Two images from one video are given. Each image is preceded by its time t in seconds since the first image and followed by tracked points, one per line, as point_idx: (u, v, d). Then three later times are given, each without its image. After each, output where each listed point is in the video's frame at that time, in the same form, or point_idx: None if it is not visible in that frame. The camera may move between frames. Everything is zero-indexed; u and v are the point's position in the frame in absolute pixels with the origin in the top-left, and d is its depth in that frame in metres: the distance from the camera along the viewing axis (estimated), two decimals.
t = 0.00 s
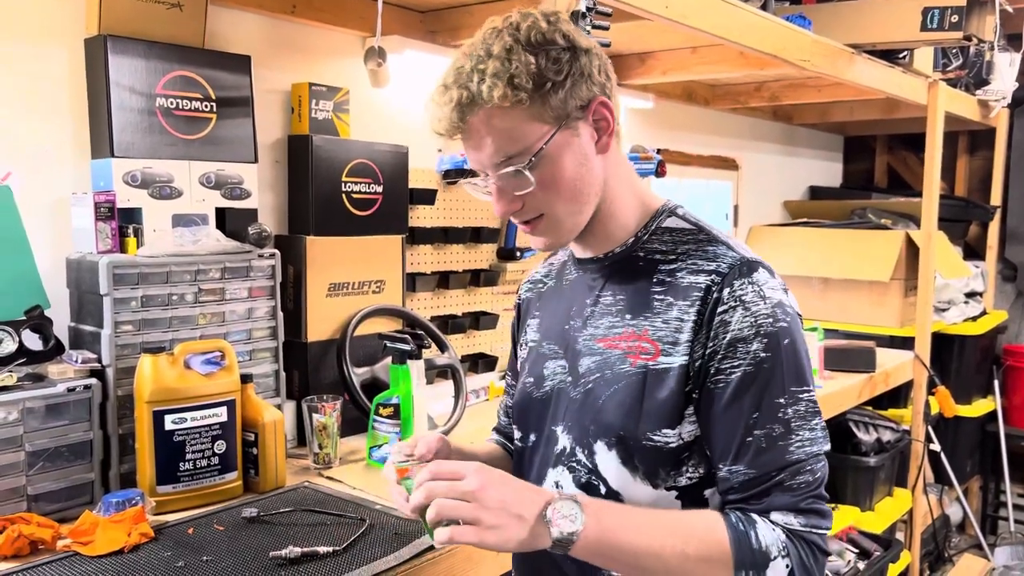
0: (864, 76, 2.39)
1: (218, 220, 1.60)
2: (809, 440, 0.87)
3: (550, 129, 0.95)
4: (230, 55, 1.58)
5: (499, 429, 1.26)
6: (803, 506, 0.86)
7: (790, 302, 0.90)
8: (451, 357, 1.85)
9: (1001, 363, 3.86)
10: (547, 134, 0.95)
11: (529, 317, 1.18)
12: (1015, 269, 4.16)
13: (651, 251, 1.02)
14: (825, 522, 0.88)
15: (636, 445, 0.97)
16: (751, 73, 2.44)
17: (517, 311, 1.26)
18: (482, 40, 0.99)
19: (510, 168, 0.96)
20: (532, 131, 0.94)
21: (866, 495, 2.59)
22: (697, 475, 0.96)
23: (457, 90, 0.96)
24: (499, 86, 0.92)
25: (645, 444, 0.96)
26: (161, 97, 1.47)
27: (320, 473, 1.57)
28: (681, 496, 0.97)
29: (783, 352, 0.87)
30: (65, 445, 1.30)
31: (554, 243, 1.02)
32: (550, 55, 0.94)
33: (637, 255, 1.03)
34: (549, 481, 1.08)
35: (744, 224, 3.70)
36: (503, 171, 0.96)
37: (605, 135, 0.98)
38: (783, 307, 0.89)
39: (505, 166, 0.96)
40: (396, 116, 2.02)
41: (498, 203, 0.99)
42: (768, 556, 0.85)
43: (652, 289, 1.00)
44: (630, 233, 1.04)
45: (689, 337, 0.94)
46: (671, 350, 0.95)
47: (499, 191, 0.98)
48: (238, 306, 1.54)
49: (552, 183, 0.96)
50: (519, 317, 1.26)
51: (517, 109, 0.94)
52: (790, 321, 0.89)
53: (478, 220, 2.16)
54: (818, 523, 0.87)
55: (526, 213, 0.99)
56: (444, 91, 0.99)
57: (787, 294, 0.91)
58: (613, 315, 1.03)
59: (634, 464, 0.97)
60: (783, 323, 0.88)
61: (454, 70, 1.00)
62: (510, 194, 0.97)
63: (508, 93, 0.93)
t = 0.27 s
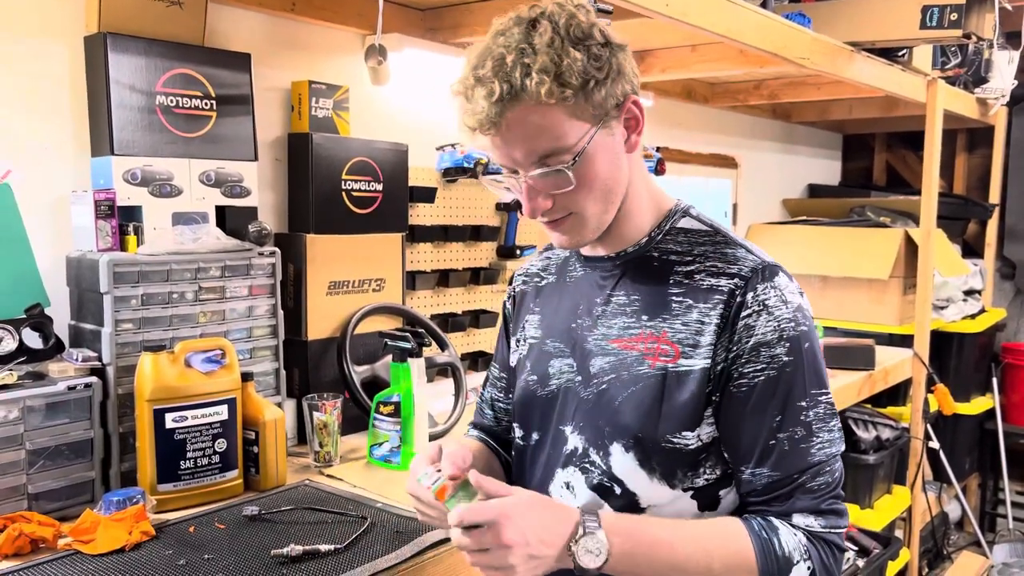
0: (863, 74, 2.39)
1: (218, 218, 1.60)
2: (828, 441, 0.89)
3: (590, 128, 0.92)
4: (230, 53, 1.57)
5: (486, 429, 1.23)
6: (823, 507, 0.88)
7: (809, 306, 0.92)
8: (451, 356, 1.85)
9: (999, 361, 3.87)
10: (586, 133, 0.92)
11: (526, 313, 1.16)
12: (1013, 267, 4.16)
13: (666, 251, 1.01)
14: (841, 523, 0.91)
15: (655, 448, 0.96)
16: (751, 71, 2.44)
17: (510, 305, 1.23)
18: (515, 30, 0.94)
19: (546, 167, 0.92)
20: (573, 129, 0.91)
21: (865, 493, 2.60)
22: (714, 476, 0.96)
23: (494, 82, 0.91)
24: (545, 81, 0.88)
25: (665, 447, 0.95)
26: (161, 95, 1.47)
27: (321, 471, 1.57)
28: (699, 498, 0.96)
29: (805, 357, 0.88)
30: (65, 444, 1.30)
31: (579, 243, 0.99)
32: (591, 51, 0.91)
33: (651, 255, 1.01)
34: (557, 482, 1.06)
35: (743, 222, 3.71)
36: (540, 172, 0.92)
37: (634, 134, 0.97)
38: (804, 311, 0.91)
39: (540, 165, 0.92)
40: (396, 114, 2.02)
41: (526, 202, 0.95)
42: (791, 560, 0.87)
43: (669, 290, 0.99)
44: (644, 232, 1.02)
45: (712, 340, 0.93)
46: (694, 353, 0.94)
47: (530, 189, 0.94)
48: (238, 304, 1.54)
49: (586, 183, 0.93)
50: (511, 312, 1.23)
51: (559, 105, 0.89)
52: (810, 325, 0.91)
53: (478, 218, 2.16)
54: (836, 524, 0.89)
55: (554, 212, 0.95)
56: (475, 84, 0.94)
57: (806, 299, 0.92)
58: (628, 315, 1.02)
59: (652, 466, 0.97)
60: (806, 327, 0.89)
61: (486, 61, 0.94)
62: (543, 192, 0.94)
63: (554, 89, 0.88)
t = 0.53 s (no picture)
0: (859, 72, 2.40)
1: (215, 217, 1.60)
2: (839, 449, 0.90)
3: (632, 125, 0.90)
4: (227, 51, 1.57)
5: (479, 426, 1.22)
6: (832, 516, 0.90)
7: (825, 314, 0.92)
8: (448, 354, 1.86)
9: (994, 358, 3.88)
10: (627, 130, 0.90)
11: (527, 308, 1.14)
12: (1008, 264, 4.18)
13: (683, 252, 1.00)
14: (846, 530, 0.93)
15: (670, 453, 0.96)
16: (747, 69, 2.45)
17: (508, 296, 1.21)
18: (560, 16, 0.90)
19: (585, 163, 0.90)
20: (616, 125, 0.89)
21: (861, 490, 2.61)
22: (725, 480, 0.96)
23: (542, 70, 0.87)
24: (599, 74, 0.85)
25: (679, 452, 0.95)
26: (158, 93, 1.47)
27: (318, 470, 1.57)
28: (707, 502, 0.96)
29: (822, 365, 0.89)
30: (62, 443, 1.29)
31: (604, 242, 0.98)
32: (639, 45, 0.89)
33: (667, 255, 1.00)
34: (564, 484, 1.06)
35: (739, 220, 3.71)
36: (579, 168, 0.90)
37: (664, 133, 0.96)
38: (821, 319, 0.91)
39: (578, 160, 0.90)
40: (394, 112, 2.02)
41: (558, 198, 0.93)
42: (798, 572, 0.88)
43: (685, 293, 0.98)
44: (660, 232, 1.01)
45: (731, 345, 0.93)
46: (714, 358, 0.94)
47: (564, 184, 0.92)
48: (236, 303, 1.53)
49: (620, 182, 0.92)
50: (510, 303, 1.20)
51: (607, 100, 0.87)
52: (826, 334, 0.91)
53: (474, 217, 2.16)
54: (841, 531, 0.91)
55: (584, 209, 0.93)
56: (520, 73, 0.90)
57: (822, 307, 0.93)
58: (642, 316, 1.01)
59: (666, 472, 0.96)
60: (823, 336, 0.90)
61: (527, 50, 0.90)
62: (578, 188, 0.91)
63: (607, 83, 0.86)
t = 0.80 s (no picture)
0: (850, 71, 2.41)
1: (208, 215, 1.60)
2: (855, 458, 0.91)
3: (662, 124, 0.89)
4: (220, 49, 1.57)
5: (489, 427, 1.20)
6: (846, 524, 0.91)
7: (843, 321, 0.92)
8: (442, 352, 1.86)
9: (984, 355, 3.91)
10: (656, 129, 0.89)
11: (534, 304, 1.12)
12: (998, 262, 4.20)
13: (698, 253, 0.98)
14: (859, 537, 0.94)
15: (684, 461, 0.94)
16: (739, 67, 2.45)
17: (511, 291, 1.19)
18: (592, 8, 0.88)
19: (611, 162, 0.89)
20: (647, 124, 0.88)
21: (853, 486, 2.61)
22: (738, 489, 0.95)
23: (575, 64, 0.85)
24: (634, 72, 0.83)
25: (693, 461, 0.94)
26: (150, 91, 1.46)
27: (313, 469, 1.57)
28: (719, 508, 0.95)
29: (840, 373, 0.89)
30: (56, 442, 1.29)
31: (625, 241, 0.97)
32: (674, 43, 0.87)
33: (682, 256, 0.99)
34: (569, 489, 1.04)
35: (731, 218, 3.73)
36: (605, 167, 0.89)
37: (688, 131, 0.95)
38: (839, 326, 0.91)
39: (604, 160, 0.88)
40: (387, 111, 2.02)
41: (582, 197, 0.91)
42: None
43: (700, 296, 0.97)
44: (675, 232, 0.99)
45: (748, 351, 0.91)
46: (731, 364, 0.92)
47: (587, 183, 0.90)
48: (229, 301, 1.53)
49: (645, 182, 0.91)
50: (513, 299, 1.18)
51: (639, 99, 0.86)
52: (844, 342, 0.91)
53: (468, 214, 2.16)
54: (852, 538, 0.92)
55: (606, 209, 0.92)
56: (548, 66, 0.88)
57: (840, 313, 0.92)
58: (655, 318, 0.99)
59: (678, 479, 0.95)
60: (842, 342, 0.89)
61: (558, 41, 0.88)
62: (603, 188, 0.90)
63: (643, 81, 0.84)
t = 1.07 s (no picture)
0: (839, 69, 2.42)
1: (199, 213, 1.59)
2: (853, 465, 0.88)
3: (655, 122, 0.88)
4: (210, 47, 1.56)
5: (498, 425, 1.22)
6: (841, 533, 0.89)
7: (845, 323, 0.90)
8: (434, 349, 1.86)
9: (971, 351, 3.94)
10: (649, 128, 0.88)
11: (537, 302, 1.14)
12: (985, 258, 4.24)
13: (697, 252, 0.98)
14: (856, 546, 0.92)
15: (677, 464, 0.94)
16: (729, 65, 2.47)
17: (517, 288, 1.20)
18: (580, 5, 0.88)
19: (603, 162, 0.88)
20: (639, 123, 0.87)
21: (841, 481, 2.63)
22: (735, 493, 0.95)
23: (561, 64, 0.86)
24: (622, 70, 0.84)
25: (686, 464, 0.93)
26: (141, 88, 1.46)
27: (305, 466, 1.57)
28: (714, 511, 0.95)
29: (838, 377, 0.86)
30: (47, 440, 1.29)
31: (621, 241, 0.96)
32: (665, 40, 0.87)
33: (681, 256, 0.98)
34: (567, 489, 1.05)
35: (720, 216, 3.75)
36: (597, 168, 0.89)
37: (687, 129, 0.95)
38: (840, 328, 0.88)
39: (595, 159, 0.88)
40: (378, 108, 2.02)
41: (575, 197, 0.91)
42: None
43: (696, 296, 0.96)
44: (676, 230, 0.99)
45: (743, 354, 0.90)
46: (725, 367, 0.91)
47: (580, 183, 0.90)
48: (220, 299, 1.53)
49: (639, 181, 0.91)
50: (519, 295, 1.20)
51: (629, 97, 0.85)
52: (844, 344, 0.88)
53: (458, 212, 2.16)
54: (849, 547, 0.90)
55: (600, 210, 0.92)
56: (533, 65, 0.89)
57: (842, 314, 0.90)
58: (652, 319, 0.99)
59: (671, 483, 0.95)
60: (841, 346, 0.87)
61: (545, 42, 0.89)
62: (594, 188, 0.90)
63: (631, 79, 0.84)
